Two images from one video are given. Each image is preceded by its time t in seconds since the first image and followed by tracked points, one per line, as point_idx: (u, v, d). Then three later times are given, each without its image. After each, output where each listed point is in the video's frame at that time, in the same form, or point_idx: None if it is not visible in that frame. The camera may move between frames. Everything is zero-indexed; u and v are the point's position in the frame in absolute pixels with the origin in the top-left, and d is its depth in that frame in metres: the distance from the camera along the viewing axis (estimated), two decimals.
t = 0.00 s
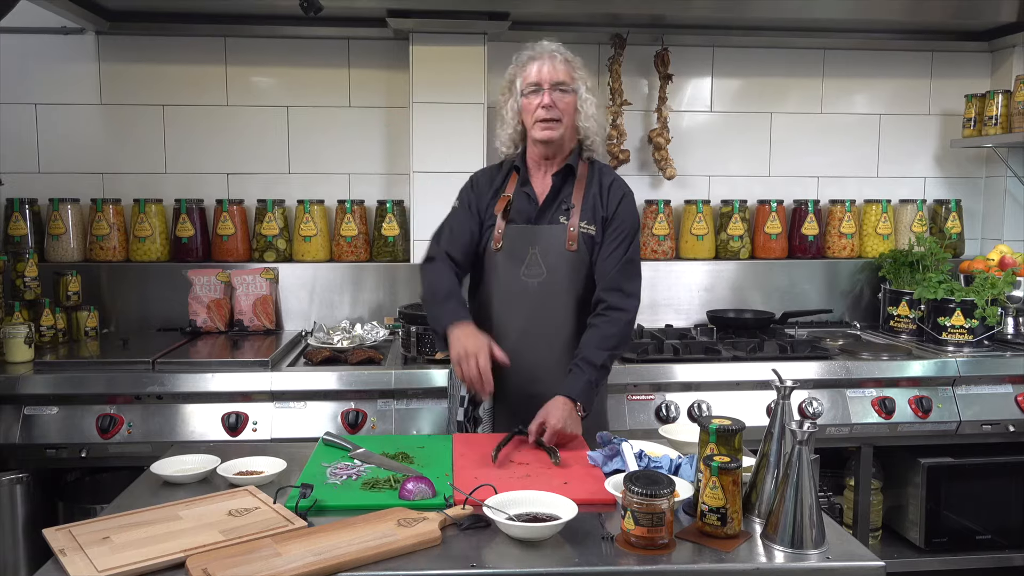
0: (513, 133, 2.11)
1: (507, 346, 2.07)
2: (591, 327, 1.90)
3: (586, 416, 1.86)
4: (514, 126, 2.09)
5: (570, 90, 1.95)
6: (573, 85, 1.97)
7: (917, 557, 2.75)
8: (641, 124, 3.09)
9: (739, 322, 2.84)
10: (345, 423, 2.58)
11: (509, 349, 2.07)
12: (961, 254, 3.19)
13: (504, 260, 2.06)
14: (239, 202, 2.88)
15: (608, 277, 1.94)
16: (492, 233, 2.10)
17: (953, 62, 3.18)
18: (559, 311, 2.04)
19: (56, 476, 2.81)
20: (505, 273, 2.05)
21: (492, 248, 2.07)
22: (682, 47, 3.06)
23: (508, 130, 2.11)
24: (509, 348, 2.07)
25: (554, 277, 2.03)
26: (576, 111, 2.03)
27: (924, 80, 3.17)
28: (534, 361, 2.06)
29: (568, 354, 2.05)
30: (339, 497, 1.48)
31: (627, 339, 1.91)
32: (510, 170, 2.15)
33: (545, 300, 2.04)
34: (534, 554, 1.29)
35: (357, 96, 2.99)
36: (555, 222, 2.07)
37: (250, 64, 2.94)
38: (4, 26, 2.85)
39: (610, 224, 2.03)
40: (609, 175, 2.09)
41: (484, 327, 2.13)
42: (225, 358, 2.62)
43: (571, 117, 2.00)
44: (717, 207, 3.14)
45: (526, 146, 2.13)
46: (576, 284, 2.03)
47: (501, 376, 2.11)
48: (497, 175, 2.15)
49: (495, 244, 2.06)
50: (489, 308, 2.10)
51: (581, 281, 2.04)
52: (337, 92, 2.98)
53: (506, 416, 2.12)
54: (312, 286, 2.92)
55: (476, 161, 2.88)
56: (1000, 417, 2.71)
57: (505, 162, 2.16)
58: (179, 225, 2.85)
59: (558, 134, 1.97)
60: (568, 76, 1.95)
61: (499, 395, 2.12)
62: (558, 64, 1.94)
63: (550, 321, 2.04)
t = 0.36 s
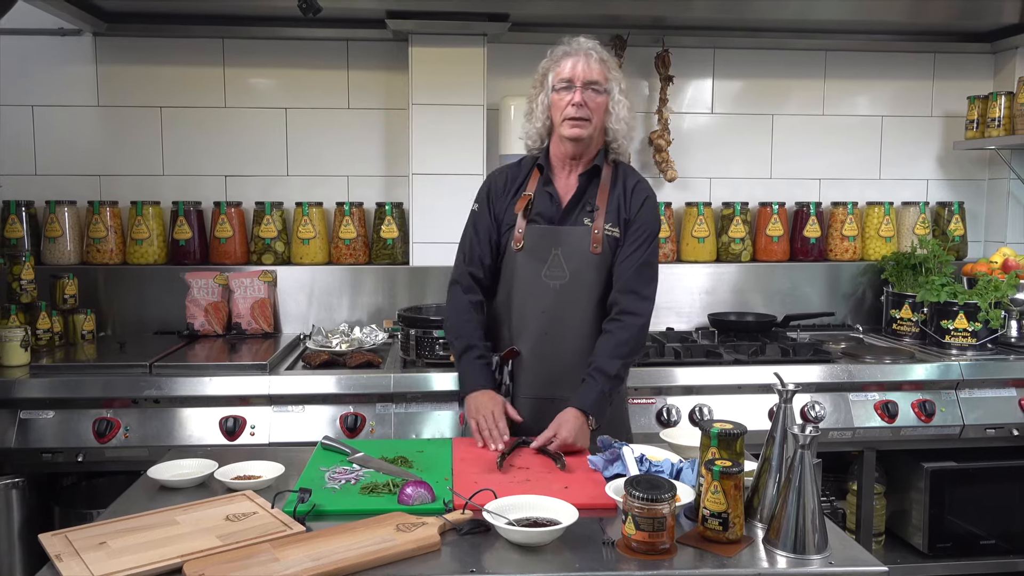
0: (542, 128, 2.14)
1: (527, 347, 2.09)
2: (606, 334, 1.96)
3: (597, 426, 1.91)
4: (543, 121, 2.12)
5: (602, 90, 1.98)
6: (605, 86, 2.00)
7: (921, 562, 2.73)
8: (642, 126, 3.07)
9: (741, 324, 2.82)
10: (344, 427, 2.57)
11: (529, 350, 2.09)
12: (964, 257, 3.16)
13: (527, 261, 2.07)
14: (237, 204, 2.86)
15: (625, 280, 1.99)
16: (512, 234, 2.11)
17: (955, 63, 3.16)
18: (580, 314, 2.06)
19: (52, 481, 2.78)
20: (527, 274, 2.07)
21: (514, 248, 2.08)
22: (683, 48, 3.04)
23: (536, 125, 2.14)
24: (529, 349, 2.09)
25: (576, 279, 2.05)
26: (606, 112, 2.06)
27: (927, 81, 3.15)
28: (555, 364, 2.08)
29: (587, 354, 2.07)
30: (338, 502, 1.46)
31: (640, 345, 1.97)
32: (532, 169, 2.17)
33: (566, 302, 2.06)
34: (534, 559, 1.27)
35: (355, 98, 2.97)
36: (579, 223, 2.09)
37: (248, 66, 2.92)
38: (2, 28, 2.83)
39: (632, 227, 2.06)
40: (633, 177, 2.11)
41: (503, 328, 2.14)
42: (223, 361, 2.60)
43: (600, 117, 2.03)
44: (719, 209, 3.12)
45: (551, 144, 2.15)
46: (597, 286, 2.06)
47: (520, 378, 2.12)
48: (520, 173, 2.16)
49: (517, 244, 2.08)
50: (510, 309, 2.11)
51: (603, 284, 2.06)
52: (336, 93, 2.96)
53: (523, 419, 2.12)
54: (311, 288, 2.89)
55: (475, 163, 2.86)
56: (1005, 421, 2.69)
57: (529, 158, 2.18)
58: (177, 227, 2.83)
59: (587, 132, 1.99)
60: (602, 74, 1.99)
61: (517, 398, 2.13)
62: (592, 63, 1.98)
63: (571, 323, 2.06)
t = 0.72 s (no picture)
0: (566, 127, 2.04)
1: (541, 353, 2.01)
2: (618, 344, 1.87)
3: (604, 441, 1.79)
4: (568, 120, 2.03)
5: (625, 92, 1.87)
6: (629, 87, 1.89)
7: None
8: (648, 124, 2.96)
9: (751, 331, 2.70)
10: (337, 438, 2.46)
11: (541, 354, 2.01)
12: (983, 261, 3.04)
13: (543, 263, 1.99)
14: (226, 206, 2.75)
15: (639, 289, 1.89)
16: (531, 233, 2.02)
17: (973, 60, 3.05)
18: (596, 321, 1.97)
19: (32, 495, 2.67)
20: (543, 276, 1.98)
21: (531, 248, 2.00)
22: (690, 44, 2.93)
23: (561, 123, 2.05)
24: (541, 354, 2.01)
25: (594, 285, 1.96)
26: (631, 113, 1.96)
27: (943, 78, 3.04)
28: (567, 372, 2.00)
29: (600, 363, 1.98)
30: (330, 517, 1.37)
31: (653, 357, 1.87)
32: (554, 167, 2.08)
33: (582, 309, 1.97)
34: None
35: (349, 95, 2.86)
36: (599, 225, 1.98)
37: (237, 62, 2.81)
38: None
39: (652, 234, 1.95)
40: (657, 181, 2.01)
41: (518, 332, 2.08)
42: (211, 370, 2.49)
43: (623, 119, 1.93)
44: (727, 211, 3.01)
45: (575, 143, 2.06)
46: (614, 294, 1.96)
47: (530, 385, 2.04)
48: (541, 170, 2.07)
49: (535, 245, 1.99)
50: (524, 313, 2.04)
51: (620, 292, 1.97)
52: (329, 90, 2.85)
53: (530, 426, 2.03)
54: (303, 293, 2.78)
55: (474, 162, 2.75)
56: None
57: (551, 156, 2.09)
58: (163, 230, 2.72)
59: (607, 134, 1.90)
60: (625, 76, 1.87)
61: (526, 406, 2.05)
62: (616, 63, 1.88)
63: (587, 331, 1.98)
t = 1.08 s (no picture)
0: (582, 130, 1.90)
1: (553, 366, 1.87)
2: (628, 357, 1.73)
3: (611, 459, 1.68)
4: (583, 123, 1.89)
5: (646, 88, 1.74)
6: (649, 84, 1.76)
7: None
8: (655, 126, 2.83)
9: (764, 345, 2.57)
10: (327, 456, 2.32)
11: (553, 367, 1.87)
12: (1007, 269, 2.90)
13: (557, 270, 1.86)
14: (211, 211, 2.62)
15: (657, 298, 1.77)
16: (544, 238, 1.90)
17: (994, 59, 2.92)
18: (613, 334, 1.84)
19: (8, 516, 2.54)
20: (557, 284, 1.86)
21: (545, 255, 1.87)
22: (698, 42, 2.81)
23: (575, 127, 1.91)
24: (553, 367, 1.87)
25: (610, 295, 1.83)
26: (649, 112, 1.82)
27: (964, 78, 2.91)
28: (581, 387, 1.86)
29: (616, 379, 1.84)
30: (321, 539, 1.30)
31: (667, 371, 1.74)
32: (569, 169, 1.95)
33: (599, 320, 1.84)
34: None
35: (342, 95, 2.74)
36: (616, 232, 1.86)
37: (225, 61, 2.69)
38: None
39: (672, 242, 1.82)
40: (678, 188, 1.87)
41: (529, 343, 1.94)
42: (195, 384, 2.36)
43: (644, 118, 1.79)
44: (738, 217, 2.88)
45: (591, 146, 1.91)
46: (632, 305, 1.83)
47: (541, 400, 1.90)
48: (556, 172, 1.95)
49: (549, 251, 1.86)
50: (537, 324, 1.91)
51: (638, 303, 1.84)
52: (322, 91, 2.73)
53: (538, 443, 1.90)
54: (292, 303, 2.65)
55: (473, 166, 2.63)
56: None
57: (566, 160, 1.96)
58: (146, 237, 2.59)
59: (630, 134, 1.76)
60: (645, 72, 1.75)
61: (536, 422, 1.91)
62: (635, 59, 1.75)
63: (603, 343, 1.84)
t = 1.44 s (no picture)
0: (592, 139, 1.79)
1: (561, 390, 1.75)
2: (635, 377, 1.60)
3: (616, 484, 1.55)
4: (594, 130, 1.78)
5: (661, 95, 1.65)
6: (665, 90, 1.67)
7: None
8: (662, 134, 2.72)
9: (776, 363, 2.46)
10: (318, 480, 2.20)
11: (561, 391, 1.75)
12: None
13: (564, 288, 1.73)
14: (196, 223, 2.51)
15: (668, 314, 1.63)
16: (550, 256, 1.77)
17: (1015, 64, 2.81)
18: (624, 355, 1.71)
19: None
20: (564, 303, 1.73)
21: (551, 273, 1.75)
22: (706, 46, 2.70)
23: (585, 134, 1.80)
24: (561, 391, 1.75)
25: (621, 314, 1.70)
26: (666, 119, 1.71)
27: (983, 84, 2.80)
28: (591, 410, 1.74)
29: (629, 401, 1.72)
30: (310, 568, 1.22)
31: (678, 391, 1.61)
32: (577, 181, 1.83)
33: (609, 341, 1.71)
34: None
35: (335, 102, 2.63)
36: (627, 247, 1.73)
37: (214, 66, 2.58)
38: None
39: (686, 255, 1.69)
40: (693, 198, 1.73)
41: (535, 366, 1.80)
42: (179, 404, 2.24)
43: (659, 126, 1.69)
44: (748, 229, 2.76)
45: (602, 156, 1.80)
46: (644, 323, 1.70)
47: (549, 425, 1.77)
48: (564, 186, 1.83)
49: (555, 269, 1.74)
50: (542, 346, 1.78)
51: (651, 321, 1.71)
52: (314, 97, 2.62)
53: (547, 470, 1.79)
54: (281, 320, 2.53)
55: (471, 176, 2.51)
56: None
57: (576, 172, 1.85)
58: (128, 250, 2.48)
59: (641, 143, 1.66)
60: (660, 78, 1.65)
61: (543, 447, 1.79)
62: (650, 64, 1.65)
63: (613, 365, 1.72)
